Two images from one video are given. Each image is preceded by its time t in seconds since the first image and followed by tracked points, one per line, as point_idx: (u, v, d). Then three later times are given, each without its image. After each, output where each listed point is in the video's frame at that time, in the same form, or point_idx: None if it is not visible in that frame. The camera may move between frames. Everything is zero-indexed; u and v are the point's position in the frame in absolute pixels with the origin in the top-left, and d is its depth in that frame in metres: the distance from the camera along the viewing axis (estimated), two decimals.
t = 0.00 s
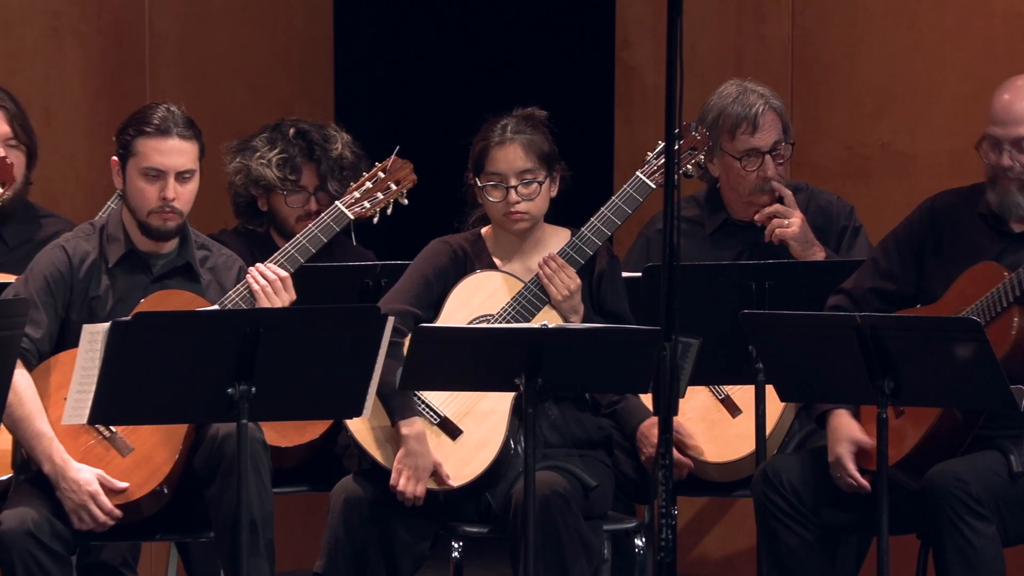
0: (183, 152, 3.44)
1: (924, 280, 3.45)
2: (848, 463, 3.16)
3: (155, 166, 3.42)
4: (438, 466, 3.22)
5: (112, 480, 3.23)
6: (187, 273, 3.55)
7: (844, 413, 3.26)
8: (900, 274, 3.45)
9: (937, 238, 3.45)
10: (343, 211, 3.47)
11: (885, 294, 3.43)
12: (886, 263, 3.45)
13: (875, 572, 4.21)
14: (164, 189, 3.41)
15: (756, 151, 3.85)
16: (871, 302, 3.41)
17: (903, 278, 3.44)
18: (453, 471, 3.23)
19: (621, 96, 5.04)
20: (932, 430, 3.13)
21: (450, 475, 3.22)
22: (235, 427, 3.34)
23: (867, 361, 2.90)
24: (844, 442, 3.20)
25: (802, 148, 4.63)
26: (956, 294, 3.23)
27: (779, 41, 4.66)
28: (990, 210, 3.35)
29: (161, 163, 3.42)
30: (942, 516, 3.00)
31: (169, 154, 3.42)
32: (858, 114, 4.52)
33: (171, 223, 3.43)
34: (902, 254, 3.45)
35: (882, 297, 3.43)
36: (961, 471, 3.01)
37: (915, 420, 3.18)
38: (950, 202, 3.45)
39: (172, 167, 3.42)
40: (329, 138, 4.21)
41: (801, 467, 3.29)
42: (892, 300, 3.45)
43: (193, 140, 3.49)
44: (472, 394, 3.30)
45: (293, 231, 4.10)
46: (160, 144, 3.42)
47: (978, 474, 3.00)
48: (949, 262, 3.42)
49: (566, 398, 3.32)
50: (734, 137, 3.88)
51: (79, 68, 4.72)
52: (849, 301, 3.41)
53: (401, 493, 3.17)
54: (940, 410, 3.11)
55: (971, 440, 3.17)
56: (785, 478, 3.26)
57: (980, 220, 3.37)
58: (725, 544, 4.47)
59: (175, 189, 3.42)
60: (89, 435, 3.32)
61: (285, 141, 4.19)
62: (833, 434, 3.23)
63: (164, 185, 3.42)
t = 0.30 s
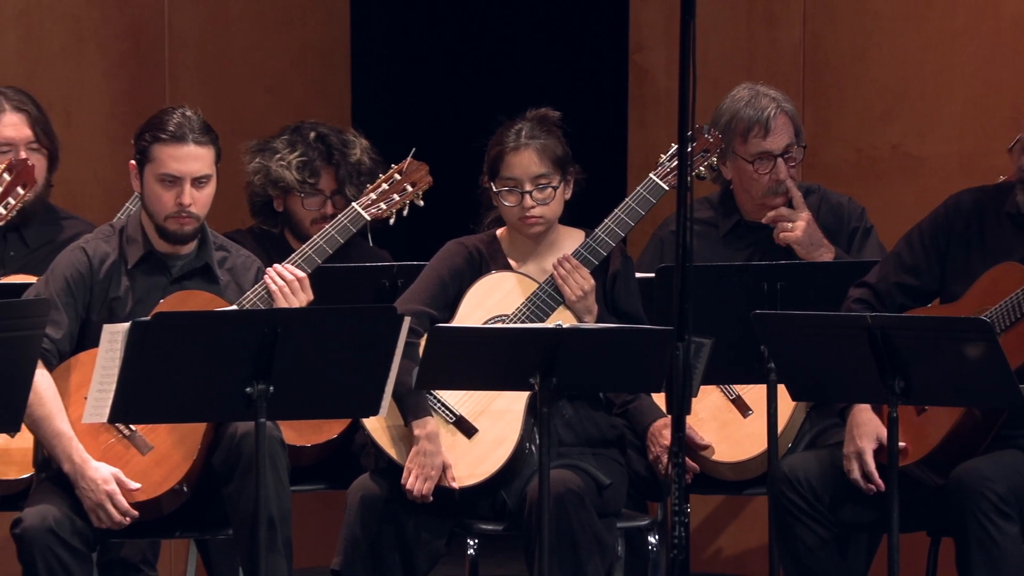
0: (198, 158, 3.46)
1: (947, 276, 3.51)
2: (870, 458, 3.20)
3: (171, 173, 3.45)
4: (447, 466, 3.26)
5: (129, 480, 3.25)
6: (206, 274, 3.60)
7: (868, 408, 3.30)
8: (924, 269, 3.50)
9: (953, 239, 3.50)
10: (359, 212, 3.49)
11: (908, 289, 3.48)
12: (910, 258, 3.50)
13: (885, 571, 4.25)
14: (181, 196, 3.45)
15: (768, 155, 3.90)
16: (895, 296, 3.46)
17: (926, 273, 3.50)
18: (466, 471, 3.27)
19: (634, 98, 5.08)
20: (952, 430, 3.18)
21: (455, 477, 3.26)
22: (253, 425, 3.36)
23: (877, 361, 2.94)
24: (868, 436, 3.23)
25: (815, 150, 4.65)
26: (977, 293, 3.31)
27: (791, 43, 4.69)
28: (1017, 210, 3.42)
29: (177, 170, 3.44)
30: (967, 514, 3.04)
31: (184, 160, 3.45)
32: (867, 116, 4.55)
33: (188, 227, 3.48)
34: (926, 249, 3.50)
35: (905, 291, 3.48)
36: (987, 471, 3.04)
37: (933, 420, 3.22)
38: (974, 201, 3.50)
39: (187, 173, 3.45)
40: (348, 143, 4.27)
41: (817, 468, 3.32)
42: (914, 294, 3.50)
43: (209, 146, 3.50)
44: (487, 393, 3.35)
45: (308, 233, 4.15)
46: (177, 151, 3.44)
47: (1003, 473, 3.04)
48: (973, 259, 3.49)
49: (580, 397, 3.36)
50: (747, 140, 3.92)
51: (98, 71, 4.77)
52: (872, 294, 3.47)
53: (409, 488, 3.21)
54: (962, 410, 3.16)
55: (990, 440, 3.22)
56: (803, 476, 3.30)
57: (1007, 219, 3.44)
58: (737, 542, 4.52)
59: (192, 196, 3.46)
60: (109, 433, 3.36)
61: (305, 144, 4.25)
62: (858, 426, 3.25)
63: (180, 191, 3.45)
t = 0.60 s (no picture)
0: (213, 155, 3.50)
1: (959, 275, 3.51)
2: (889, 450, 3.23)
3: (186, 170, 3.49)
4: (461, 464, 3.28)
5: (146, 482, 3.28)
6: (222, 274, 3.64)
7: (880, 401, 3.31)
8: (934, 268, 3.50)
9: (964, 239, 3.50)
10: (374, 213, 3.53)
11: (919, 288, 3.48)
12: (922, 256, 3.50)
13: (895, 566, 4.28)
14: (196, 192, 3.49)
15: (768, 150, 3.93)
16: (906, 296, 3.45)
17: (937, 273, 3.50)
18: (481, 469, 3.30)
19: (647, 101, 5.10)
20: (968, 430, 3.20)
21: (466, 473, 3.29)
22: (269, 423, 3.40)
23: (887, 360, 2.96)
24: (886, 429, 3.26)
25: (827, 151, 4.68)
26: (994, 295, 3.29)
27: (802, 46, 4.72)
28: None
29: (192, 166, 3.48)
30: (990, 510, 3.06)
31: (199, 157, 3.49)
32: (878, 118, 4.57)
33: (205, 224, 3.51)
34: (938, 248, 3.50)
35: (916, 291, 3.47)
36: (1008, 467, 3.06)
37: (949, 420, 3.25)
38: (987, 203, 3.49)
39: (202, 169, 3.49)
40: (365, 148, 4.31)
41: (830, 467, 3.35)
42: (925, 294, 3.50)
43: (223, 142, 3.54)
44: (501, 392, 3.37)
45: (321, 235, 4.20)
46: (192, 148, 3.48)
47: None
48: (987, 259, 3.48)
49: (592, 396, 3.38)
50: (748, 135, 3.97)
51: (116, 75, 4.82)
52: (883, 291, 3.45)
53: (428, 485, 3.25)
54: (979, 410, 3.18)
55: (1006, 440, 3.22)
56: (818, 476, 3.32)
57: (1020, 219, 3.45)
58: (749, 538, 4.56)
59: (208, 192, 3.49)
60: (126, 432, 3.38)
61: (322, 147, 4.28)
62: (876, 418, 3.26)
63: (196, 188, 3.49)
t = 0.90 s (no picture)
0: (226, 157, 3.54)
1: (966, 273, 3.57)
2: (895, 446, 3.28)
3: (201, 172, 3.53)
4: (470, 464, 3.33)
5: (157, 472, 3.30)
6: (235, 274, 3.67)
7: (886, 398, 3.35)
8: (942, 267, 3.57)
9: (972, 238, 3.57)
10: (386, 215, 3.56)
11: (926, 285, 3.54)
12: (929, 255, 3.57)
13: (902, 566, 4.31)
14: (210, 193, 3.53)
15: (764, 142, 4.00)
16: (914, 292, 3.52)
17: (944, 272, 3.57)
18: (491, 469, 3.34)
19: (656, 104, 5.14)
20: (974, 429, 3.22)
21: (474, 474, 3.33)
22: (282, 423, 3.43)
23: (894, 360, 3.00)
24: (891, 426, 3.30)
25: (834, 153, 4.71)
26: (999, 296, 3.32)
27: (808, 49, 4.76)
28: None
29: (206, 168, 3.52)
30: (996, 509, 3.09)
31: (213, 159, 3.52)
32: (885, 120, 4.60)
33: (218, 225, 3.55)
34: (945, 246, 3.57)
35: (923, 288, 3.54)
36: (1012, 466, 3.10)
37: (956, 418, 3.26)
38: (998, 205, 3.54)
39: (216, 171, 3.52)
40: (379, 150, 4.34)
41: (836, 467, 3.37)
42: (932, 292, 3.57)
43: (236, 144, 3.58)
44: (511, 392, 3.41)
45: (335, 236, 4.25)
46: (205, 150, 3.52)
47: None
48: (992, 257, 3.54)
49: (602, 396, 3.42)
50: (747, 128, 4.07)
51: (130, 78, 4.87)
52: (890, 289, 3.51)
53: (441, 487, 3.31)
54: (984, 410, 3.21)
55: (1012, 437, 3.26)
56: (825, 476, 3.34)
57: None
58: (757, 537, 4.60)
59: (221, 194, 3.54)
60: (140, 431, 3.41)
61: (337, 148, 4.32)
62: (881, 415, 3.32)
63: (209, 189, 3.53)
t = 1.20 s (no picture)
0: (243, 165, 3.58)
1: (960, 277, 3.58)
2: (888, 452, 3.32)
3: (217, 179, 3.56)
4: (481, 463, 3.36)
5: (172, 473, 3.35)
6: (245, 276, 3.71)
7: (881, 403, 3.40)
8: (936, 272, 3.57)
9: (964, 243, 3.58)
10: (394, 217, 3.60)
11: (921, 291, 3.55)
12: (923, 260, 3.57)
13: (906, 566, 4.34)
14: (225, 201, 3.57)
15: (770, 139, 4.04)
16: (909, 299, 3.52)
17: (938, 276, 3.57)
18: (499, 467, 3.38)
19: (662, 107, 5.18)
20: (974, 429, 3.25)
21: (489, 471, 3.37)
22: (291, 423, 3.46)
23: (897, 361, 3.03)
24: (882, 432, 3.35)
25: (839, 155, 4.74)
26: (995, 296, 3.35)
27: (813, 54, 4.80)
28: None
29: (223, 175, 3.56)
30: (993, 509, 3.12)
31: (231, 167, 3.57)
32: (889, 123, 4.63)
33: (231, 231, 3.60)
34: (939, 251, 3.58)
35: (917, 294, 3.54)
36: (1009, 466, 3.13)
37: (956, 419, 3.30)
38: (986, 207, 3.57)
39: (232, 179, 3.57)
40: (390, 154, 4.38)
41: (837, 466, 3.40)
42: (926, 297, 3.57)
43: (253, 152, 3.63)
44: (518, 392, 3.44)
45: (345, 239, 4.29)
46: (222, 157, 3.56)
47: None
48: (984, 258, 3.55)
49: (609, 397, 3.45)
50: (754, 126, 4.11)
51: (141, 82, 4.91)
52: (886, 297, 3.52)
53: (446, 488, 3.33)
54: (980, 411, 3.24)
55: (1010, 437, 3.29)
56: (825, 475, 3.38)
57: (1017, 221, 3.52)
58: (761, 536, 4.63)
59: (237, 201, 3.58)
60: (151, 431, 3.44)
61: (348, 152, 4.36)
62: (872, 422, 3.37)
63: (225, 197, 3.57)
